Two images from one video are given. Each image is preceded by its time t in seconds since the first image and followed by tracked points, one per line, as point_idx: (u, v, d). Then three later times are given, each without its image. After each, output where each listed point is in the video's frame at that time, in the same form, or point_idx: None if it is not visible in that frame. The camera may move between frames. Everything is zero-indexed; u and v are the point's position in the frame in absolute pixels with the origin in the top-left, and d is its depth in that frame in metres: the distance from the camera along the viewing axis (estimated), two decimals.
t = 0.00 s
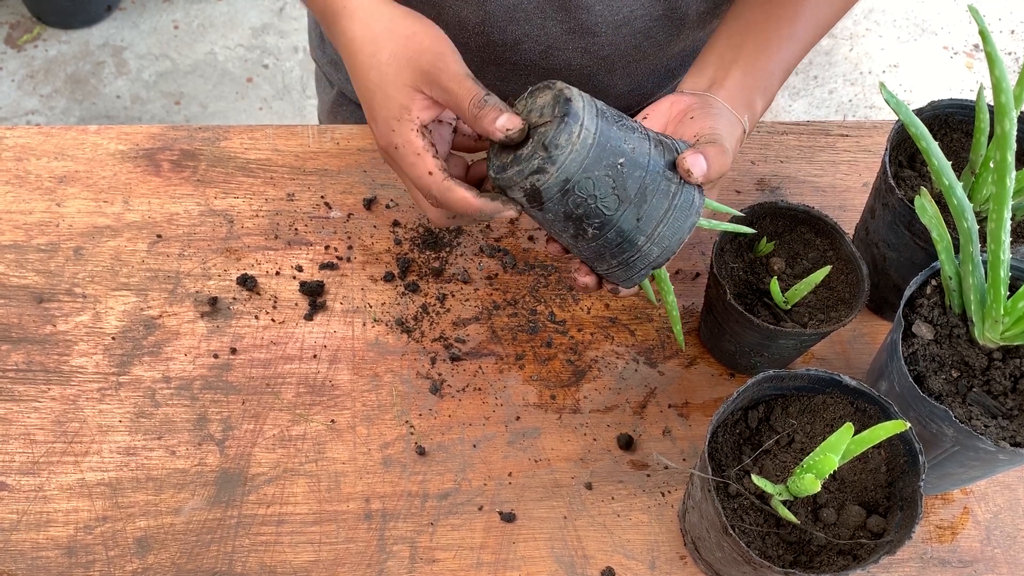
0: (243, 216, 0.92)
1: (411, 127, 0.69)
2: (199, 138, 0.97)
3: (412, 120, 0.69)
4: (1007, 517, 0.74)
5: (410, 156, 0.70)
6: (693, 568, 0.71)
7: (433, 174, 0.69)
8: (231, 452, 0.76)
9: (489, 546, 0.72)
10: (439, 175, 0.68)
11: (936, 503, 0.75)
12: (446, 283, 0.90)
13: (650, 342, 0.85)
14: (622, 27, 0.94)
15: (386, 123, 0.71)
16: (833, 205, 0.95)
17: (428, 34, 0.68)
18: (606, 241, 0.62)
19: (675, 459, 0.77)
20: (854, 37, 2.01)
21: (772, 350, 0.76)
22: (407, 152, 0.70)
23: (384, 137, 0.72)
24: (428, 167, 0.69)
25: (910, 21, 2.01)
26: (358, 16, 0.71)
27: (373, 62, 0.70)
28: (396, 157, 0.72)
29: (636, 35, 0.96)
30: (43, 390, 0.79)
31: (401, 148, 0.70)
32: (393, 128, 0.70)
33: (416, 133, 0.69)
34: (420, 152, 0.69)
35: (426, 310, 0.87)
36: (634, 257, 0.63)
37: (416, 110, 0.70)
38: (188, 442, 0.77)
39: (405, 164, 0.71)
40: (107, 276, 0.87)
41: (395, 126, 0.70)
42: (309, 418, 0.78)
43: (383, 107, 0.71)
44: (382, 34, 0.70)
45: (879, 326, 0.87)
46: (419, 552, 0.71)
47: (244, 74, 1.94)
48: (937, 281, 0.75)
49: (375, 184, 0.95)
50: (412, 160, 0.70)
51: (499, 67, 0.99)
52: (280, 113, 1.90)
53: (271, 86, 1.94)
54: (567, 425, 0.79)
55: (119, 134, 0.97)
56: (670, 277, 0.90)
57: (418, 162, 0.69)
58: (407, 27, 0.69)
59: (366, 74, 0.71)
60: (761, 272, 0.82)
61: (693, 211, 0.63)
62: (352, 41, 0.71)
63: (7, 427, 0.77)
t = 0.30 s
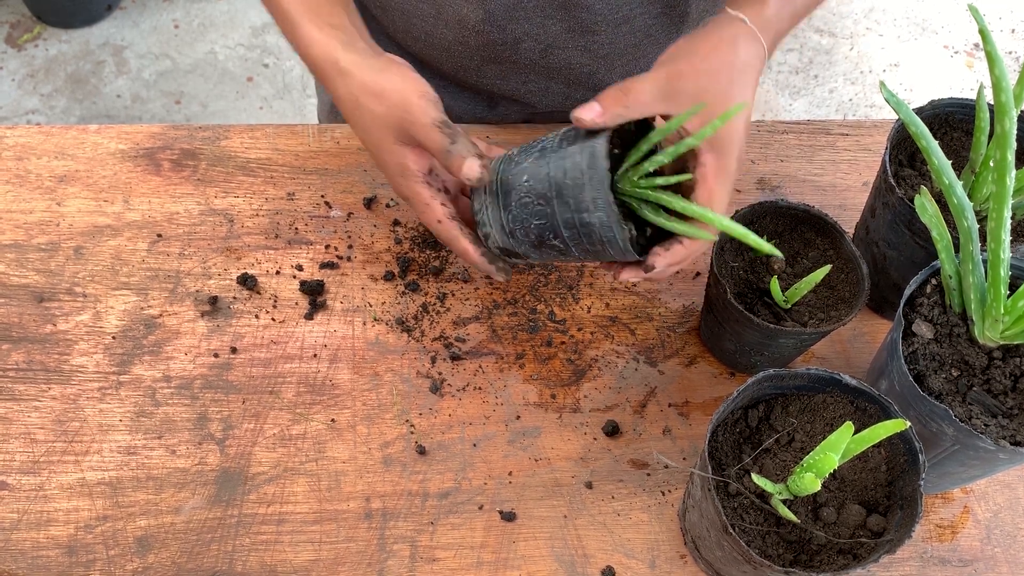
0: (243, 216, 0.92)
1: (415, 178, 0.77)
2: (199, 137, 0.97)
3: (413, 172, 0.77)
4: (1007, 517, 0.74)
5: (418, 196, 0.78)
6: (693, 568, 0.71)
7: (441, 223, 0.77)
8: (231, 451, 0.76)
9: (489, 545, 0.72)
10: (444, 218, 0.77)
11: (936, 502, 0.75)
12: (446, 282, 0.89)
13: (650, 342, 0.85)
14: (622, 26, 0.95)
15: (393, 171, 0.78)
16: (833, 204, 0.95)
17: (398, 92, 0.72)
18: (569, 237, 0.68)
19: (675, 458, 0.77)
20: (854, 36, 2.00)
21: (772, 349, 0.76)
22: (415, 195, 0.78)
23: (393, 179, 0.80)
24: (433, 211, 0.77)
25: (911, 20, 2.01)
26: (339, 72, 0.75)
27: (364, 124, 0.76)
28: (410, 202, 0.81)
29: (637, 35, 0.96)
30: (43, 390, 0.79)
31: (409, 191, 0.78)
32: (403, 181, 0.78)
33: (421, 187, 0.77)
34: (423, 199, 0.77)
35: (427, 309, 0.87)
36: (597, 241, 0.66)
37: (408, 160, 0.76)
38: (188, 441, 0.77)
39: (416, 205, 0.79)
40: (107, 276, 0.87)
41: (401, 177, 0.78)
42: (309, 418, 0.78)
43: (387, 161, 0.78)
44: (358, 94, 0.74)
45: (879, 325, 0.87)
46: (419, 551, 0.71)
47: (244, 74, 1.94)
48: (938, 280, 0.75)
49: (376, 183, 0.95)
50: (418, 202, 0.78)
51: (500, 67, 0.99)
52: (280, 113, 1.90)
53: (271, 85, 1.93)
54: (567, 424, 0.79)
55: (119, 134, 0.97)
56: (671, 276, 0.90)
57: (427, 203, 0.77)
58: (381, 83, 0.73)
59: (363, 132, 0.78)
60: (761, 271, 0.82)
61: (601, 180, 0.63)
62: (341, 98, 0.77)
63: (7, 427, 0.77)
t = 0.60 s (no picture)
0: (244, 216, 0.92)
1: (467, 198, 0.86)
2: (199, 137, 0.97)
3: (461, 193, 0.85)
4: (1008, 517, 0.74)
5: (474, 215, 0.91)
6: (694, 567, 0.71)
7: (504, 237, 0.87)
8: (232, 451, 0.76)
9: (490, 545, 0.72)
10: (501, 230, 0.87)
11: (937, 502, 0.75)
12: (447, 282, 0.89)
13: (651, 341, 0.85)
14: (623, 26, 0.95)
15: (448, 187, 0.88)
16: (834, 204, 0.95)
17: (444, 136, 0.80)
18: (547, 218, 0.76)
19: (676, 458, 0.77)
20: (855, 36, 2.00)
21: (773, 349, 0.76)
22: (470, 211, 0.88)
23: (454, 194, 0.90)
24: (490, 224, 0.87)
25: (911, 20, 2.01)
26: (400, 114, 0.86)
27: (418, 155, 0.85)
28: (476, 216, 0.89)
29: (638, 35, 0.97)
30: (43, 390, 0.79)
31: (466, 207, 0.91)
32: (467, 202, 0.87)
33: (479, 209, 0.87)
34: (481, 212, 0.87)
35: (427, 309, 0.87)
36: (564, 223, 0.74)
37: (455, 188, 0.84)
38: (188, 441, 0.77)
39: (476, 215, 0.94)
40: (108, 276, 0.87)
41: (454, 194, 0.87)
42: (310, 418, 0.78)
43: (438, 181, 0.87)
44: (412, 133, 0.84)
45: (880, 325, 0.87)
46: (420, 551, 0.71)
47: (244, 74, 1.94)
48: (939, 280, 0.75)
49: (377, 183, 0.95)
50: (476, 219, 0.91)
51: (500, 67, 0.99)
52: (281, 113, 1.90)
53: (271, 85, 1.93)
54: (568, 424, 0.79)
55: (120, 134, 0.97)
56: (671, 276, 0.90)
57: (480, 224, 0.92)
58: (429, 128, 0.80)
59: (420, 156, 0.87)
60: (762, 271, 0.82)
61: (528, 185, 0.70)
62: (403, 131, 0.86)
63: (8, 427, 0.77)
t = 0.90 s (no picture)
0: (244, 216, 0.92)
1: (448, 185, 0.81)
2: (200, 137, 0.98)
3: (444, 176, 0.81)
4: (1008, 516, 0.74)
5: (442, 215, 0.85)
6: (694, 567, 0.71)
7: (474, 231, 0.81)
8: (232, 451, 0.76)
9: (490, 544, 0.72)
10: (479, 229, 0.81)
11: (936, 502, 0.75)
12: (447, 282, 0.90)
13: (651, 341, 0.85)
14: (624, 27, 0.95)
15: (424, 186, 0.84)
16: (833, 204, 0.95)
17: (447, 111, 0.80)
18: (579, 210, 0.74)
19: (675, 458, 0.77)
20: (854, 36, 2.00)
21: (772, 349, 0.76)
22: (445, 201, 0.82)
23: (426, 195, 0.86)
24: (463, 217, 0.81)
25: (911, 21, 2.01)
26: (387, 95, 0.84)
27: (405, 137, 0.83)
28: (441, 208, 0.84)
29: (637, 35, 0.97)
30: (44, 389, 0.79)
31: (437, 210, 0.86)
32: (439, 185, 0.82)
33: (458, 195, 0.81)
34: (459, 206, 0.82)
35: (427, 309, 0.87)
36: (596, 208, 0.72)
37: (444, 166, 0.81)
38: (188, 441, 0.77)
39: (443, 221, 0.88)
40: (108, 275, 0.87)
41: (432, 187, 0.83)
42: (310, 417, 0.78)
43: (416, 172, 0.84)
44: (406, 110, 0.82)
45: (879, 325, 0.87)
46: (420, 550, 0.71)
47: (245, 73, 1.94)
48: (939, 280, 0.75)
49: (377, 183, 0.95)
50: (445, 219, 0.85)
51: (500, 67, 1.00)
52: (281, 113, 1.90)
53: (271, 85, 1.94)
54: (567, 423, 0.79)
55: (120, 134, 0.97)
56: (671, 276, 0.90)
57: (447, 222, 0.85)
58: (429, 102, 0.81)
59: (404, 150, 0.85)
60: (762, 270, 0.82)
61: (566, 165, 0.67)
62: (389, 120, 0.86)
63: (8, 426, 0.77)
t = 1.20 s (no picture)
0: (244, 216, 0.92)
1: (493, 42, 0.68)
2: (199, 137, 0.98)
3: (491, 39, 0.68)
4: (1007, 517, 0.74)
5: (474, 111, 0.68)
6: (693, 568, 0.71)
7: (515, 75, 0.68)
8: (231, 452, 0.76)
9: (489, 545, 0.72)
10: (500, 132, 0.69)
11: (936, 503, 0.75)
12: (447, 283, 0.89)
13: (650, 342, 0.85)
14: (624, 29, 0.95)
15: (447, 62, 0.68)
16: (832, 205, 0.95)
17: None
18: (588, 220, 0.78)
19: (675, 458, 0.77)
20: (853, 37, 2.01)
21: (772, 350, 0.76)
22: (485, 70, 0.68)
23: (441, 75, 0.68)
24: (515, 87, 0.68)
25: (910, 22, 2.01)
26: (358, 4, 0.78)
27: (416, 15, 0.68)
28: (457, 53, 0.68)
29: (637, 37, 0.97)
30: (43, 390, 0.79)
31: (431, 136, 0.73)
32: (456, 28, 0.67)
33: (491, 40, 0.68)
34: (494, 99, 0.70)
35: (427, 310, 0.87)
36: (601, 215, 0.75)
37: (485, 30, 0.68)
38: (188, 441, 0.77)
39: (457, 135, 0.70)
40: (107, 276, 0.87)
41: (462, 61, 0.68)
42: (309, 418, 0.78)
43: (441, 36, 0.67)
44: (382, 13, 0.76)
45: (879, 326, 0.87)
46: (419, 551, 0.71)
47: (244, 74, 1.94)
48: (938, 281, 0.75)
49: (376, 184, 0.95)
50: (469, 124, 0.68)
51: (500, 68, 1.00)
52: (280, 114, 1.90)
53: (271, 86, 1.94)
54: (567, 424, 0.79)
55: (119, 134, 0.97)
56: (671, 277, 0.90)
57: (474, 122, 0.68)
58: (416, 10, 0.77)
59: (399, 26, 0.68)
60: (761, 271, 0.82)
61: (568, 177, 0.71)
62: None
63: (7, 427, 0.77)
